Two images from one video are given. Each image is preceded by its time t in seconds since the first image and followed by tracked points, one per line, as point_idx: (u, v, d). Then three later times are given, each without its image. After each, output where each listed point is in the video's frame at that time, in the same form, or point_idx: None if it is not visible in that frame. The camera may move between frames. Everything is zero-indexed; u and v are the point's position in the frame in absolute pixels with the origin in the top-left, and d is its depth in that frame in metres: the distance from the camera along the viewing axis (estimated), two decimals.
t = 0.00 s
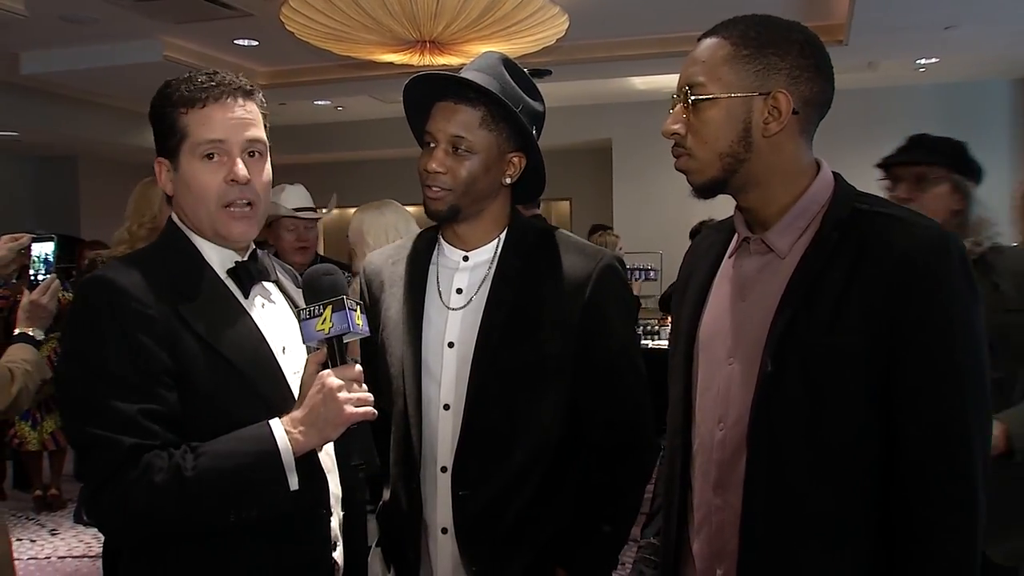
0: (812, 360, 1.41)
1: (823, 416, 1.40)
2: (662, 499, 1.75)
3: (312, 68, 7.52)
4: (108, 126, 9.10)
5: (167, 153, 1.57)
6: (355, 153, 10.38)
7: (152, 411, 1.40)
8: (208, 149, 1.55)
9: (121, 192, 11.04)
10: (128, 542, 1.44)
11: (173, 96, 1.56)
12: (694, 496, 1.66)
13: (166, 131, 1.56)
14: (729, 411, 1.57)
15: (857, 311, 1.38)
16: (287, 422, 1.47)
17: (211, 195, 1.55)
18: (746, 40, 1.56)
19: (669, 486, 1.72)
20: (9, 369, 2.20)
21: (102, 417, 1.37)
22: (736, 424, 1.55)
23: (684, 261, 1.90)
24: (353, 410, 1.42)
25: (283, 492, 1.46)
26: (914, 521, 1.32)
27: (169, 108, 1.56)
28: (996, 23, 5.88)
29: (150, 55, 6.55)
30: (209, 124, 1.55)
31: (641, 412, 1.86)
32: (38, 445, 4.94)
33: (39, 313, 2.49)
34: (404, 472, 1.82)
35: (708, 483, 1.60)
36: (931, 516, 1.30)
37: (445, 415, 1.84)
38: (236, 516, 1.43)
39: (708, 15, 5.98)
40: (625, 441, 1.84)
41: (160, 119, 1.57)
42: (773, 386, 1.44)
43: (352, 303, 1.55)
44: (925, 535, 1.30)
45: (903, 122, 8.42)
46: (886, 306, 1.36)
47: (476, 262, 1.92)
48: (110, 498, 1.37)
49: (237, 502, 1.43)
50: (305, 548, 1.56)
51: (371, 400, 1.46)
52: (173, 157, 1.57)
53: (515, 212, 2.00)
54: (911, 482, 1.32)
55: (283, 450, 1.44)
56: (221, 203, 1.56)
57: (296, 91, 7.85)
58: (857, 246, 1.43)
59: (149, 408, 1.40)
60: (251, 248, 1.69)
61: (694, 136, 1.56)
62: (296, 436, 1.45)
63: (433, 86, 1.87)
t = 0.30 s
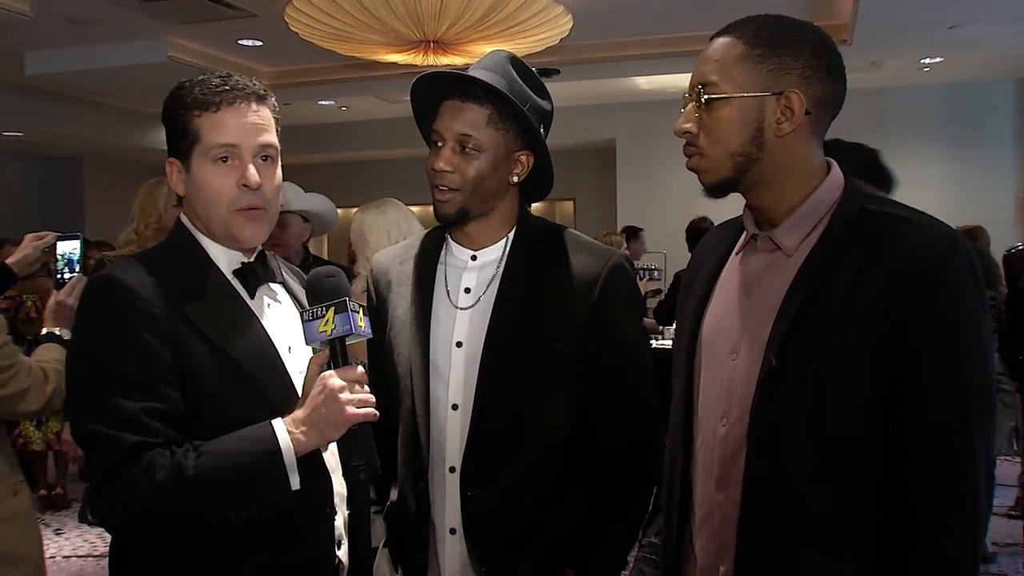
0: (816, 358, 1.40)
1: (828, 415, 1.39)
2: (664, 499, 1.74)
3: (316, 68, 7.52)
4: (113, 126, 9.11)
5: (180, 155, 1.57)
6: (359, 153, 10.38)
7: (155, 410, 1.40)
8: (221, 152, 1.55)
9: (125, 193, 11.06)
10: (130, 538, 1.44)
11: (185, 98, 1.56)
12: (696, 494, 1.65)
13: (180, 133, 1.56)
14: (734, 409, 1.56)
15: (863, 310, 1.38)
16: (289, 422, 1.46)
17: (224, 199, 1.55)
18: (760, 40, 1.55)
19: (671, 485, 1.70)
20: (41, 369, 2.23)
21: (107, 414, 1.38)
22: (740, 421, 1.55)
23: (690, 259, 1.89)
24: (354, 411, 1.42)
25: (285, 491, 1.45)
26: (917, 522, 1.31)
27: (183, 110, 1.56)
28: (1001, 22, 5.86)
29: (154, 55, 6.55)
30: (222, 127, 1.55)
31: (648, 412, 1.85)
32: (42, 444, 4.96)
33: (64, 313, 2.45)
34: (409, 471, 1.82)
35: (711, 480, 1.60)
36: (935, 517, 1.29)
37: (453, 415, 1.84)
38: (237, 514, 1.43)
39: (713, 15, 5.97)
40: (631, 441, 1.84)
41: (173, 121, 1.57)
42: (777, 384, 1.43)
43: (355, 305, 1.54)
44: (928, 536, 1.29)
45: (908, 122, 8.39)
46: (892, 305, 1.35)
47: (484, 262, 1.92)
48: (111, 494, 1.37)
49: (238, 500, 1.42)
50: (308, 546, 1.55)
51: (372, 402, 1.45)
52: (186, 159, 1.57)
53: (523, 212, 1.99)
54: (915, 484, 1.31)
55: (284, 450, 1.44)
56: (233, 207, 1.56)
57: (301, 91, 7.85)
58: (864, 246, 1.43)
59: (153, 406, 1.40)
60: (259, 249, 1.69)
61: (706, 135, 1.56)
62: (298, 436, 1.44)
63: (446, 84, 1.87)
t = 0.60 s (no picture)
0: (816, 357, 1.40)
1: (827, 414, 1.39)
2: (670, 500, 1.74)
3: (319, 70, 7.52)
4: (116, 129, 9.13)
5: (195, 152, 1.57)
6: (363, 156, 10.39)
7: (166, 410, 1.40)
8: (240, 151, 1.56)
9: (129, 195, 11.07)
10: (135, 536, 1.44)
11: (203, 98, 1.56)
12: (701, 494, 1.65)
13: (196, 132, 1.56)
14: (736, 408, 1.56)
15: (862, 308, 1.38)
16: (299, 425, 1.47)
17: (242, 196, 1.56)
18: (796, 40, 1.52)
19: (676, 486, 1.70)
20: (54, 372, 2.25)
21: (118, 413, 1.38)
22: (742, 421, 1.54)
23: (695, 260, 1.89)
24: (365, 414, 1.43)
25: (294, 493, 1.46)
26: (916, 523, 1.31)
27: (199, 109, 1.56)
28: (1004, 23, 5.85)
29: (158, 58, 6.57)
30: (243, 126, 1.56)
31: (654, 413, 1.85)
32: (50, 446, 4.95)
33: (70, 313, 2.50)
34: (417, 473, 1.82)
35: (715, 480, 1.60)
36: (934, 518, 1.29)
37: (460, 417, 1.84)
38: (246, 515, 1.43)
39: (715, 16, 5.97)
40: (637, 442, 1.84)
41: (188, 120, 1.57)
42: (777, 384, 1.43)
43: (367, 308, 1.54)
44: (927, 537, 1.29)
45: (911, 123, 8.39)
46: (891, 304, 1.35)
47: (491, 264, 1.92)
48: (120, 492, 1.37)
49: (248, 500, 1.43)
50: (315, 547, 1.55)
51: (382, 405, 1.46)
52: (201, 158, 1.57)
53: (530, 214, 1.99)
54: (915, 483, 1.31)
55: (294, 453, 1.44)
56: (250, 204, 1.57)
57: (304, 94, 7.86)
58: (864, 245, 1.43)
59: (163, 407, 1.40)
60: (267, 252, 1.69)
61: (759, 133, 1.48)
62: (308, 438, 1.45)
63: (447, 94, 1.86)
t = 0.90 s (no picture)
0: (811, 357, 1.41)
1: (823, 414, 1.39)
2: (673, 502, 1.74)
3: (319, 71, 7.52)
4: (116, 130, 9.12)
5: (208, 152, 1.55)
6: (362, 157, 10.39)
7: (174, 412, 1.40)
8: (261, 151, 1.58)
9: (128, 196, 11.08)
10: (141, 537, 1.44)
11: (218, 98, 1.56)
12: (704, 496, 1.65)
13: (211, 131, 1.55)
14: (736, 410, 1.56)
15: (856, 309, 1.38)
16: (306, 425, 1.47)
17: (261, 197, 1.58)
18: (790, 41, 1.52)
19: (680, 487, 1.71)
20: (37, 378, 2.26)
21: (125, 416, 1.38)
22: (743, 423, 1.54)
23: (695, 262, 1.89)
24: (372, 413, 1.45)
25: (302, 494, 1.46)
26: (912, 524, 1.31)
27: (215, 108, 1.55)
28: (1003, 23, 5.86)
29: (157, 59, 6.57)
30: (263, 127, 1.58)
31: (655, 414, 1.85)
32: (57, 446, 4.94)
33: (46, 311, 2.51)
34: (419, 475, 1.82)
35: (717, 482, 1.60)
36: (929, 519, 1.29)
37: (461, 419, 1.84)
38: (254, 516, 1.43)
39: (714, 17, 5.97)
40: (638, 443, 1.84)
41: (200, 119, 1.55)
42: (773, 384, 1.44)
43: (372, 308, 1.55)
44: (923, 538, 1.30)
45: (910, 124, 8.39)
46: (885, 304, 1.35)
47: (491, 266, 1.92)
48: (129, 494, 1.37)
49: (256, 502, 1.43)
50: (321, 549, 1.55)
51: (389, 405, 1.48)
52: (217, 157, 1.55)
53: (528, 216, 1.99)
54: (911, 484, 1.31)
55: (302, 453, 1.44)
56: (267, 205, 1.59)
57: (303, 95, 7.86)
58: (858, 246, 1.43)
59: (171, 409, 1.40)
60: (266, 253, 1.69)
61: (759, 132, 1.47)
62: (316, 438, 1.45)
63: (447, 92, 1.86)
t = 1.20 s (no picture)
0: (810, 358, 1.42)
1: (822, 414, 1.40)
2: (671, 503, 1.74)
3: (317, 71, 7.53)
4: (113, 129, 9.11)
5: (221, 151, 1.55)
6: (360, 157, 10.39)
7: (171, 415, 1.41)
8: (273, 154, 1.59)
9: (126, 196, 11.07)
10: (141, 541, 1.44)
11: (233, 98, 1.56)
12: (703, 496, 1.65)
13: (224, 131, 1.54)
14: (734, 411, 1.56)
15: (854, 309, 1.38)
16: (304, 428, 1.47)
17: (274, 200, 1.60)
18: (739, 46, 1.55)
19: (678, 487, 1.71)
20: (30, 377, 2.26)
21: (122, 420, 1.38)
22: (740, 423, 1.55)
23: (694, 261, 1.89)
24: (371, 416, 1.45)
25: (301, 496, 1.46)
26: (913, 525, 1.31)
27: (229, 108, 1.55)
28: (1001, 23, 5.87)
29: (154, 59, 6.56)
30: (275, 130, 1.60)
31: (653, 414, 1.86)
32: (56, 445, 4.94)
33: (34, 309, 2.51)
34: (417, 475, 1.83)
35: (715, 483, 1.60)
36: (930, 520, 1.29)
37: (458, 419, 1.84)
38: (253, 519, 1.43)
39: (713, 17, 5.99)
40: (636, 442, 1.84)
41: (214, 118, 1.54)
42: (772, 385, 1.44)
43: (371, 311, 1.55)
44: (924, 539, 1.30)
45: (908, 124, 8.41)
46: (883, 304, 1.35)
47: (488, 266, 1.92)
48: (127, 498, 1.37)
49: (255, 505, 1.43)
50: (321, 549, 1.56)
51: (387, 407, 1.48)
52: (231, 156, 1.55)
53: (526, 215, 1.99)
54: (912, 484, 1.31)
55: (300, 457, 1.44)
56: (280, 206, 1.61)
57: (301, 95, 7.87)
58: (856, 245, 1.43)
59: (168, 412, 1.40)
60: (262, 252, 1.69)
61: (699, 147, 1.54)
62: (314, 442, 1.45)
63: (438, 94, 1.86)
